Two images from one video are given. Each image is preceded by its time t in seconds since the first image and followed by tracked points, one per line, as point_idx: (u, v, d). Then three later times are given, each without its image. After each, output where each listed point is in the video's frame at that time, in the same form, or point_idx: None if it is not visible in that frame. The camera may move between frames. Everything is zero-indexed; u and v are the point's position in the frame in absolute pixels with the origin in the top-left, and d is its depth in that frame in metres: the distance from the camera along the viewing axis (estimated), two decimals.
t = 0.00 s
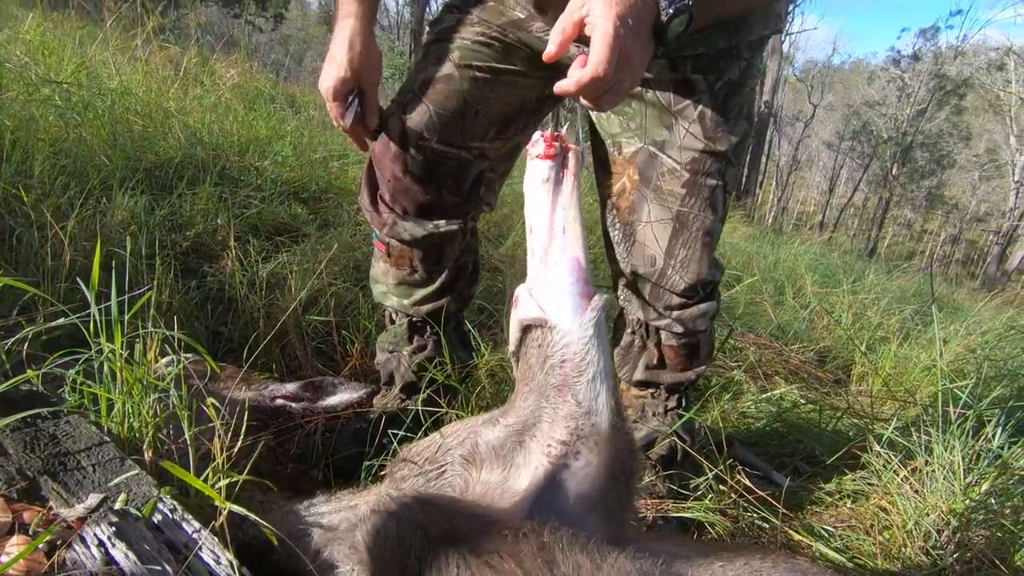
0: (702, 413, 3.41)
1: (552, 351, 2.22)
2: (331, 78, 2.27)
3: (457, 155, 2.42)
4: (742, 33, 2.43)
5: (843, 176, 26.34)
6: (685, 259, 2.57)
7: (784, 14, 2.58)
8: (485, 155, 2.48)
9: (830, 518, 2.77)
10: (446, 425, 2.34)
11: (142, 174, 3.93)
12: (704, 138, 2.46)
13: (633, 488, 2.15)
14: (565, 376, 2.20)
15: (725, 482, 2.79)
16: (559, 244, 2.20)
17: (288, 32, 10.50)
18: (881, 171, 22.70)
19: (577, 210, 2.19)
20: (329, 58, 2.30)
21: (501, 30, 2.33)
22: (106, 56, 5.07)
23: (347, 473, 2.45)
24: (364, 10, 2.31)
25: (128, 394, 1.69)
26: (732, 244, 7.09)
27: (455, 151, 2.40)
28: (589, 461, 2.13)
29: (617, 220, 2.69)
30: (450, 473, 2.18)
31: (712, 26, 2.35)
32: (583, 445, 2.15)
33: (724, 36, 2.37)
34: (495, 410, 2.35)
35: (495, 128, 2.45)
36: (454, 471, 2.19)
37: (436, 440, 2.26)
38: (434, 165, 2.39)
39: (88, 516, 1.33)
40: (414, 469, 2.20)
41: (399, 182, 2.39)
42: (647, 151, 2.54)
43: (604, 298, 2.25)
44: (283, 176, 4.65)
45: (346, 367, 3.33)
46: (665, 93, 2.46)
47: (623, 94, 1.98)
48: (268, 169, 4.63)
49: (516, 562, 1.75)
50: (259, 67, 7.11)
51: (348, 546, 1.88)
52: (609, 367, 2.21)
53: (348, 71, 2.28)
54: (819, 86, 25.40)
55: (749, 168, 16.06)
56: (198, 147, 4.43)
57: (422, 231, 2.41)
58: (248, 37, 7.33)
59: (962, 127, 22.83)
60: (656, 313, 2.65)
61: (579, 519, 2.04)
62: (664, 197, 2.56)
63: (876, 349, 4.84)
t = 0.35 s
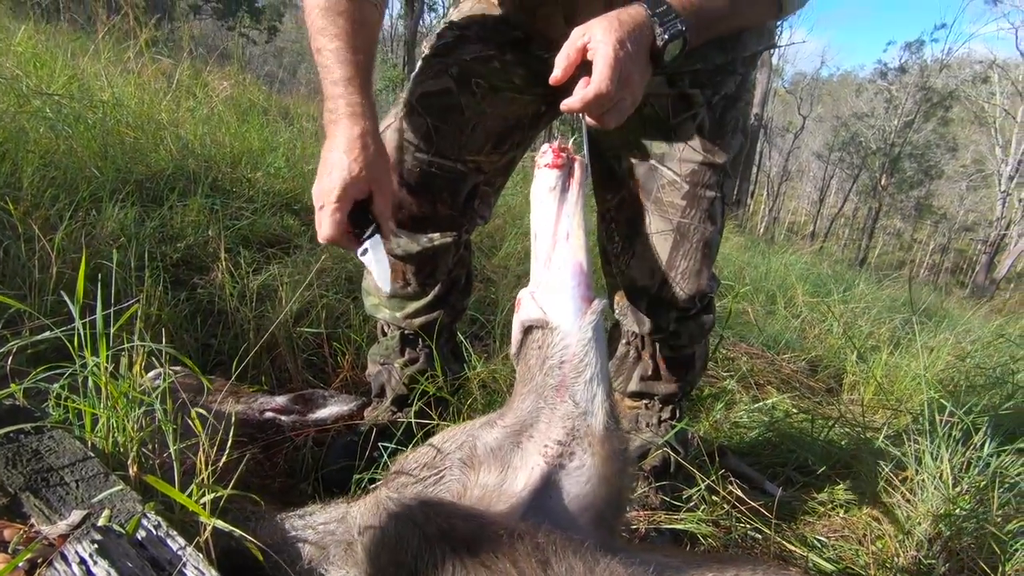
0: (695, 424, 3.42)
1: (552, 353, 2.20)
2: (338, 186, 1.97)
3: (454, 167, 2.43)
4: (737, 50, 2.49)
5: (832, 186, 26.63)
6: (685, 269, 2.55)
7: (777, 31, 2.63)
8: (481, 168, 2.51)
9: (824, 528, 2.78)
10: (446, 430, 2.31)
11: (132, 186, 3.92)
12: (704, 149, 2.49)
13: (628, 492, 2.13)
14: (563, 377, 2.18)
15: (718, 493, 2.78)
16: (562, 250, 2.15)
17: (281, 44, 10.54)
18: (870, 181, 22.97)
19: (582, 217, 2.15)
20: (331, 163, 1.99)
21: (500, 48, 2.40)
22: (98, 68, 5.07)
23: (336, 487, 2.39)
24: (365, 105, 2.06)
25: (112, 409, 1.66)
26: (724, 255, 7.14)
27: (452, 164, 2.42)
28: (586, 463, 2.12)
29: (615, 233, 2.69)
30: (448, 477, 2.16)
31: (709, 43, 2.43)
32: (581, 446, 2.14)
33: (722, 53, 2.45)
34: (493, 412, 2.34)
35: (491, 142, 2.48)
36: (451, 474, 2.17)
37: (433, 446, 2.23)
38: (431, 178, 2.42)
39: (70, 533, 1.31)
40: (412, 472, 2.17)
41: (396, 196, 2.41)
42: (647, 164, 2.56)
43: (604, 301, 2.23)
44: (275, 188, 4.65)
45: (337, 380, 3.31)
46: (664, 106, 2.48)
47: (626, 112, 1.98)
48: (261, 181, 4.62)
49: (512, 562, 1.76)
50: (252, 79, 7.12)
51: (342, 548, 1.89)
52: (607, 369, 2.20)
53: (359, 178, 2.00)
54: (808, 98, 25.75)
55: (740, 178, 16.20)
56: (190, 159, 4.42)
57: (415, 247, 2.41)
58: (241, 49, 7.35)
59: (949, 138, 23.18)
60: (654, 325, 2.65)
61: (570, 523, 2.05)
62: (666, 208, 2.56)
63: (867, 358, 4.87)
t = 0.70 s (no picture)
0: (690, 430, 3.42)
1: (538, 357, 2.19)
2: (356, 275, 1.75)
3: (443, 176, 2.43)
4: (723, 59, 2.52)
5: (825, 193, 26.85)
6: (677, 276, 2.62)
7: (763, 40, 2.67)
8: (470, 177, 2.50)
9: (818, 534, 2.79)
10: (434, 437, 2.29)
11: (124, 195, 3.90)
12: (692, 155, 2.54)
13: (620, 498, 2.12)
14: (550, 380, 2.16)
15: (712, 499, 2.78)
16: (545, 258, 2.17)
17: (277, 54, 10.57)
18: (861, 188, 23.17)
19: (564, 224, 2.16)
20: (343, 250, 1.77)
21: (488, 58, 2.42)
22: (90, 77, 5.07)
23: (327, 496, 2.38)
24: (370, 182, 1.87)
25: (100, 420, 1.64)
26: (718, 261, 7.18)
27: (440, 173, 2.41)
28: (575, 466, 2.12)
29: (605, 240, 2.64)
30: (440, 482, 2.16)
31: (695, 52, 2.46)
32: (570, 450, 2.14)
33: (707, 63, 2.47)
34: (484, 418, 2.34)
35: (480, 152, 2.48)
36: (444, 480, 2.17)
37: (426, 454, 2.22)
38: (419, 188, 2.41)
39: (58, 545, 1.30)
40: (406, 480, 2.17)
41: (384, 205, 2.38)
42: (636, 171, 2.53)
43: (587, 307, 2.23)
44: (269, 196, 4.64)
45: (330, 389, 3.29)
46: (653, 115, 2.47)
47: (603, 127, 2.02)
48: (254, 190, 4.62)
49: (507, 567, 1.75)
50: (246, 88, 7.13)
51: (338, 555, 1.87)
52: (593, 373, 2.19)
53: (378, 262, 1.78)
54: (799, 106, 26.02)
55: (732, 186, 16.31)
56: (183, 167, 4.41)
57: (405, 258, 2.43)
58: (235, 59, 7.36)
59: (938, 145, 23.47)
60: (647, 332, 2.68)
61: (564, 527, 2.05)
62: (657, 216, 2.58)
63: (860, 364, 4.90)
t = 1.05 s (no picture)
0: (686, 434, 3.42)
1: (537, 367, 2.20)
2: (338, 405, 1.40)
3: (432, 181, 2.42)
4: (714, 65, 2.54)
5: (819, 197, 27.01)
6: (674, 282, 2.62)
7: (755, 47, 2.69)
8: (458, 183, 2.50)
9: (815, 538, 2.79)
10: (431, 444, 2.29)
11: (119, 201, 3.88)
12: (686, 159, 2.57)
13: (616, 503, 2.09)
14: (549, 390, 2.19)
15: (710, 504, 2.77)
16: (542, 268, 2.20)
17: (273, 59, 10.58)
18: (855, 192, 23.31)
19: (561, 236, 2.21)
20: (322, 371, 1.40)
21: (478, 71, 2.43)
22: (85, 83, 5.05)
23: (323, 503, 2.36)
24: (369, 290, 1.51)
25: (93, 427, 1.62)
26: (713, 266, 7.20)
27: (428, 179, 2.40)
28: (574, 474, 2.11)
29: (603, 246, 2.69)
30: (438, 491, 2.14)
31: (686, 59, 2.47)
32: (567, 457, 2.14)
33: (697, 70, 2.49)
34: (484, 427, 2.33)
35: (469, 158, 2.48)
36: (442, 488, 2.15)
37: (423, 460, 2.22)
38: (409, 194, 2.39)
39: (48, 554, 1.27)
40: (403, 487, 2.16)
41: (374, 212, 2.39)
42: (632, 175, 2.58)
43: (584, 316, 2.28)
44: (264, 202, 4.63)
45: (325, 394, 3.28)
46: (647, 121, 2.49)
47: (599, 141, 2.10)
48: (249, 195, 4.60)
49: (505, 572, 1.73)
50: (242, 93, 7.13)
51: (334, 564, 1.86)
52: (591, 383, 2.22)
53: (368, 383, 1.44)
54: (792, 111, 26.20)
55: (728, 190, 16.37)
56: (178, 173, 4.40)
57: (391, 265, 2.42)
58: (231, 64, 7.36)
59: (930, 150, 23.67)
60: (642, 338, 2.67)
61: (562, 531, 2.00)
62: (652, 220, 2.59)
63: (855, 368, 4.92)
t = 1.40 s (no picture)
0: (684, 436, 3.42)
1: (534, 387, 2.15)
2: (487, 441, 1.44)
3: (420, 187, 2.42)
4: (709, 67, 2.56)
5: (815, 200, 27.10)
6: (672, 286, 2.59)
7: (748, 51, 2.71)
8: (447, 188, 2.50)
9: (812, 540, 2.79)
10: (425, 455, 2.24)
11: (114, 203, 3.87)
12: (683, 161, 2.57)
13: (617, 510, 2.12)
14: (548, 409, 2.14)
15: (707, 506, 2.77)
16: (535, 282, 2.19)
17: (270, 61, 10.60)
18: (852, 194, 23.39)
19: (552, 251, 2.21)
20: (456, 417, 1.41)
21: (468, 77, 2.42)
22: (81, 85, 5.05)
23: (319, 508, 2.35)
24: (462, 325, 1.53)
25: (89, 429, 1.62)
26: (710, 268, 7.22)
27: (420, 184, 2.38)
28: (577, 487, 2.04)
29: (603, 251, 2.69)
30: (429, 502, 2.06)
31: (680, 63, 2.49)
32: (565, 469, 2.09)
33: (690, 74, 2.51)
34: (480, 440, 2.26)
35: (458, 163, 2.47)
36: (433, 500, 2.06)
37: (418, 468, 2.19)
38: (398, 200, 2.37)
39: (43, 558, 1.26)
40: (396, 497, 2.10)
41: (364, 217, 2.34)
42: (631, 177, 2.59)
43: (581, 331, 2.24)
44: (261, 204, 4.62)
45: (322, 397, 3.27)
46: (642, 125, 2.49)
47: (591, 152, 2.08)
48: (246, 198, 4.59)
49: None
50: (239, 95, 7.12)
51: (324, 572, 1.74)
52: (590, 399, 2.19)
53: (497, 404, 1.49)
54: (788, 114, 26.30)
55: (724, 192, 16.42)
56: (174, 175, 4.39)
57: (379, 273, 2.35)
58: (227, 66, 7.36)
59: (925, 153, 23.78)
60: (639, 345, 2.65)
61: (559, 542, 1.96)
62: (650, 224, 2.59)
63: (852, 369, 4.93)
